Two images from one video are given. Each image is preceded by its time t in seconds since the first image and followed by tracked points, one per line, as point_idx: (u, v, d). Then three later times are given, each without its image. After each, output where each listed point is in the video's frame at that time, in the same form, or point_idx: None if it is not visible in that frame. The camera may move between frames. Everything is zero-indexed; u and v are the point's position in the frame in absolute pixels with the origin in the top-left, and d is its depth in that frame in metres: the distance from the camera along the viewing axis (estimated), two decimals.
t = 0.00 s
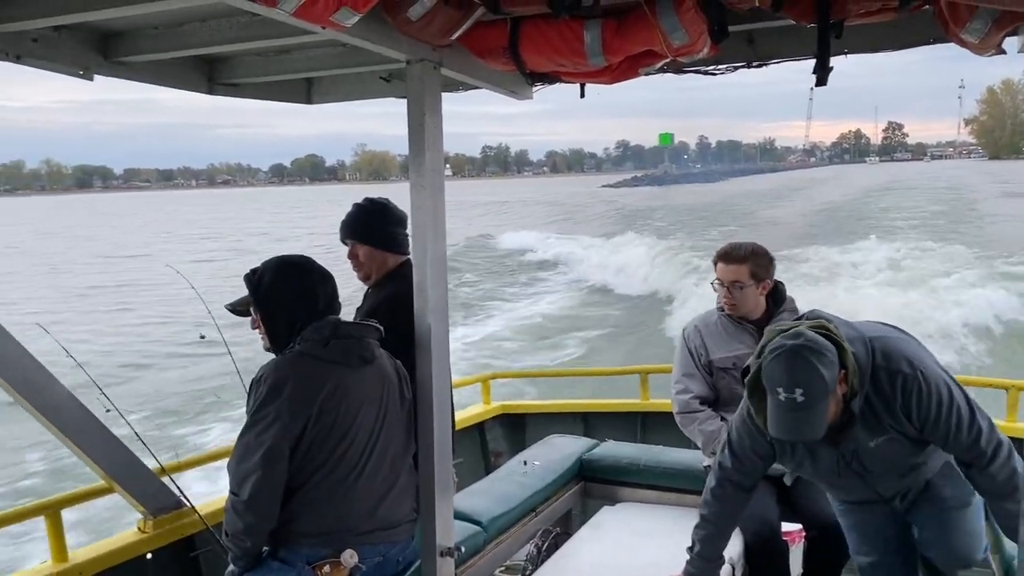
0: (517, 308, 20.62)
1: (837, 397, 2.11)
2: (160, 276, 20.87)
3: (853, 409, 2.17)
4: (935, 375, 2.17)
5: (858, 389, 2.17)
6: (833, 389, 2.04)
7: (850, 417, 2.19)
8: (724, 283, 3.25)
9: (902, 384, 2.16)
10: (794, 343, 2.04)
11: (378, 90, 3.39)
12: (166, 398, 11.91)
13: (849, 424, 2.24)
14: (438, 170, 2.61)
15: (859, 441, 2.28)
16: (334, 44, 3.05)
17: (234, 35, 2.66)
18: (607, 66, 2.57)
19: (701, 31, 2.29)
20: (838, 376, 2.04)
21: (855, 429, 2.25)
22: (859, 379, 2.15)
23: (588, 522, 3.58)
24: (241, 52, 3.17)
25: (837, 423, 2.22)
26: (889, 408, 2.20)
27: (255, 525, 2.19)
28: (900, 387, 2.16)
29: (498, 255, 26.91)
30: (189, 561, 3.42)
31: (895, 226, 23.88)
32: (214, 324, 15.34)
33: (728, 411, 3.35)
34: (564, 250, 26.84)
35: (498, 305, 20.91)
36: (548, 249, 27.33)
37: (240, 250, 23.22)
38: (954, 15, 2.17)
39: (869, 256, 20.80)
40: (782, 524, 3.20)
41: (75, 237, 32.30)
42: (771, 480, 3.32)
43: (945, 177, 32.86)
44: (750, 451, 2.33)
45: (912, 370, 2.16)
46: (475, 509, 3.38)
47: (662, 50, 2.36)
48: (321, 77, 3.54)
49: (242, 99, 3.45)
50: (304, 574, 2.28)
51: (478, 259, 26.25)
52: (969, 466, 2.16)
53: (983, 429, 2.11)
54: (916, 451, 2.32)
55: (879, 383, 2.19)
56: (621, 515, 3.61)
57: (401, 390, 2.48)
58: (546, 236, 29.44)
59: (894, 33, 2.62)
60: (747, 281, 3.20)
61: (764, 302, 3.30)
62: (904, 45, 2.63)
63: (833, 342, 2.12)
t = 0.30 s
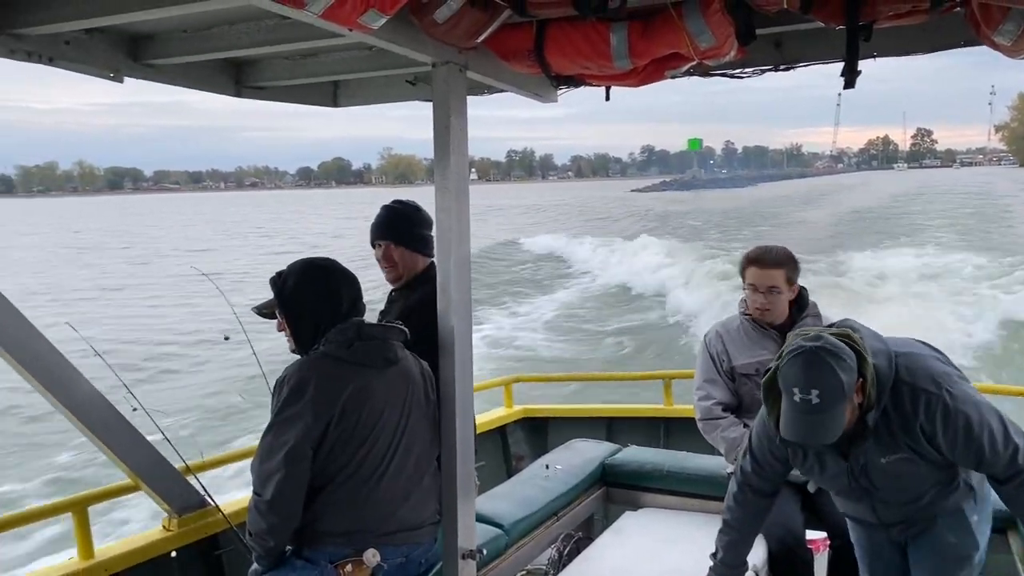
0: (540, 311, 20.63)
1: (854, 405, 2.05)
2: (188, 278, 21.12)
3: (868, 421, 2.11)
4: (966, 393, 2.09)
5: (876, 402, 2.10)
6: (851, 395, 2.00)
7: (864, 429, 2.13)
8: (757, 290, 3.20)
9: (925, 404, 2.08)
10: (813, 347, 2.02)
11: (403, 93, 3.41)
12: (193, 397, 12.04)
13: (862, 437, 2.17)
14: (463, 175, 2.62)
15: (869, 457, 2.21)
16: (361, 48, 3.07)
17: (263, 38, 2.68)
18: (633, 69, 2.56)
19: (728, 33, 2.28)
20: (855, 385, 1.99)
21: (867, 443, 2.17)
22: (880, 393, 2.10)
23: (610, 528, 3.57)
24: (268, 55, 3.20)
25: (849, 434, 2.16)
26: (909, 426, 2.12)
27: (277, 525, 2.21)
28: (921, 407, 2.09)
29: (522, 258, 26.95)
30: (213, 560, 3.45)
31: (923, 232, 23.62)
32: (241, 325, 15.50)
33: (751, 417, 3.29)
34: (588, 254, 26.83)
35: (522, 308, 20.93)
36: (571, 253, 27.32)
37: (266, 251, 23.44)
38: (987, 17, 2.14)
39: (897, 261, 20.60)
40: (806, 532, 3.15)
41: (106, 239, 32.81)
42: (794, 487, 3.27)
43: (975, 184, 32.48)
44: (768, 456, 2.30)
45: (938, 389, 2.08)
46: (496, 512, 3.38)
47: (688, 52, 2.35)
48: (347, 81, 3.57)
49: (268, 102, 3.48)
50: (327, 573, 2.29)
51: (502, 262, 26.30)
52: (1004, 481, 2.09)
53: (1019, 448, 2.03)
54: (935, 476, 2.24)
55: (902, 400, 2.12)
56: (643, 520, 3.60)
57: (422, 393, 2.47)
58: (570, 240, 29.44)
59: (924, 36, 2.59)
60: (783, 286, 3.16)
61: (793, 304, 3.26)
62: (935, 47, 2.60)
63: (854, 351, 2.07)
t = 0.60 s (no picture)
0: (564, 314, 20.63)
1: (864, 402, 1.99)
2: (216, 280, 21.37)
3: (887, 425, 2.05)
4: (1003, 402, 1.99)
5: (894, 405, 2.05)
6: (862, 389, 1.97)
7: (880, 433, 2.07)
8: (818, 300, 3.06)
9: (947, 409, 2.01)
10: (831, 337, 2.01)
11: (432, 96, 3.43)
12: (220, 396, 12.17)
13: (883, 442, 2.11)
14: (492, 178, 2.63)
15: (888, 466, 2.14)
16: (391, 51, 3.10)
17: (296, 41, 2.72)
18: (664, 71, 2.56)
19: (759, 35, 2.28)
20: (867, 379, 1.97)
21: (886, 448, 2.11)
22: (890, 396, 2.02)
23: (635, 531, 3.57)
24: (301, 58, 3.23)
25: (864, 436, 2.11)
26: (928, 431, 2.04)
27: (306, 520, 2.23)
28: (943, 413, 2.02)
29: (547, 263, 27.00)
30: (241, 557, 3.48)
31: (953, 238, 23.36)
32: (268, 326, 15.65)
33: (777, 422, 3.24)
34: (612, 259, 26.81)
35: (546, 311, 20.96)
36: (596, 258, 27.31)
37: (294, 254, 23.67)
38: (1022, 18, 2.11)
39: (926, 266, 20.39)
40: (834, 539, 3.11)
41: (138, 241, 33.34)
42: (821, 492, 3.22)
43: (1006, 190, 32.09)
44: (800, 456, 2.28)
45: (968, 396, 2.00)
46: (522, 513, 3.39)
47: (718, 55, 2.36)
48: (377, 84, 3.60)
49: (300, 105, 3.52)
50: (354, 569, 2.30)
51: (527, 266, 26.35)
52: None
53: None
54: (967, 496, 2.12)
55: (928, 406, 2.04)
56: (669, 524, 3.59)
57: (451, 393, 2.48)
58: (595, 245, 29.44)
59: (957, 39, 2.57)
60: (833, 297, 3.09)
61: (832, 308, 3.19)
62: (968, 51, 2.58)
63: (874, 347, 2.04)
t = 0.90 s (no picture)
0: (589, 316, 20.64)
1: (875, 372, 1.95)
2: (244, 280, 21.60)
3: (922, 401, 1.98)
4: None
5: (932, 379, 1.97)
6: (875, 360, 1.93)
7: (917, 404, 2.01)
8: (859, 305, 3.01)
9: (986, 394, 1.94)
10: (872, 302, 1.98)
11: (460, 96, 3.45)
12: (247, 394, 12.29)
13: (923, 415, 2.04)
14: (520, 178, 2.64)
15: (929, 442, 2.05)
16: (421, 52, 3.12)
17: (327, 40, 2.75)
18: (693, 70, 2.55)
19: (790, 36, 2.28)
20: (885, 353, 1.92)
21: (928, 422, 2.04)
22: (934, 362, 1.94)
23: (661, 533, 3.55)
24: (331, 59, 3.26)
25: (894, 406, 2.05)
26: (969, 409, 1.97)
27: (334, 515, 2.24)
28: (984, 397, 1.95)
29: (572, 265, 27.01)
30: (268, 552, 3.50)
31: (984, 241, 23.09)
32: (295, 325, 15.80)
33: (805, 425, 3.21)
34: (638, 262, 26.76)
35: (571, 313, 20.98)
36: (621, 261, 27.29)
37: (320, 255, 23.87)
38: None
39: (956, 270, 20.16)
40: (862, 544, 3.08)
41: (170, 240, 33.82)
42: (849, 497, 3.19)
43: None
44: (847, 433, 2.27)
45: (1010, 380, 1.92)
46: (547, 514, 3.39)
47: (749, 55, 2.36)
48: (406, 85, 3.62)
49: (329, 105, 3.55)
50: (381, 565, 2.31)
51: (551, 268, 26.38)
52: None
53: None
54: (1013, 484, 1.99)
55: (970, 386, 1.97)
56: (695, 527, 3.57)
57: (479, 388, 2.50)
58: (620, 248, 29.40)
59: (992, 39, 2.54)
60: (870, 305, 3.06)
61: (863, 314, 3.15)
62: (1003, 51, 2.54)
63: (916, 321, 1.97)
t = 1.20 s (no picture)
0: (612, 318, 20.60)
1: (904, 325, 2.19)
2: (270, 282, 21.79)
3: (946, 360, 2.11)
4: None
5: (964, 345, 2.08)
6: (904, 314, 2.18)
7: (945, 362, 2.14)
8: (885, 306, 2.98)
9: (1008, 376, 1.97)
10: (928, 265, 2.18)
11: (484, 98, 3.46)
12: (272, 393, 12.40)
13: (951, 377, 2.13)
14: (543, 179, 2.64)
15: (952, 403, 2.16)
16: (445, 53, 3.14)
17: (352, 41, 2.77)
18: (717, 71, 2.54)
19: (816, 36, 2.28)
20: (910, 311, 2.15)
21: (952, 384, 2.13)
22: (965, 331, 2.06)
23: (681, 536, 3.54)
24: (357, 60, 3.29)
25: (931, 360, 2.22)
26: (986, 383, 2.02)
27: (354, 513, 2.26)
28: (1008, 380, 1.96)
29: (596, 269, 26.98)
30: (289, 549, 3.54)
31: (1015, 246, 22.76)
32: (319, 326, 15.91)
33: (831, 429, 3.16)
34: (662, 266, 26.68)
35: (594, 315, 20.94)
36: (645, 265, 27.21)
37: (345, 257, 24.04)
38: None
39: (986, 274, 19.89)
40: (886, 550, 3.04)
41: (201, 243, 34.27)
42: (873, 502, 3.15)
43: None
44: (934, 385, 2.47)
45: None
46: (568, 515, 3.39)
47: (773, 56, 2.35)
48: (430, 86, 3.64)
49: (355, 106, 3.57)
50: (402, 562, 2.33)
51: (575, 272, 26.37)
52: None
53: None
54: None
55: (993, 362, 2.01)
56: (716, 530, 3.56)
57: (501, 387, 2.50)
58: (644, 252, 29.32)
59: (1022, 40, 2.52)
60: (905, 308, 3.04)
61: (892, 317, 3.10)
62: None
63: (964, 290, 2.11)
